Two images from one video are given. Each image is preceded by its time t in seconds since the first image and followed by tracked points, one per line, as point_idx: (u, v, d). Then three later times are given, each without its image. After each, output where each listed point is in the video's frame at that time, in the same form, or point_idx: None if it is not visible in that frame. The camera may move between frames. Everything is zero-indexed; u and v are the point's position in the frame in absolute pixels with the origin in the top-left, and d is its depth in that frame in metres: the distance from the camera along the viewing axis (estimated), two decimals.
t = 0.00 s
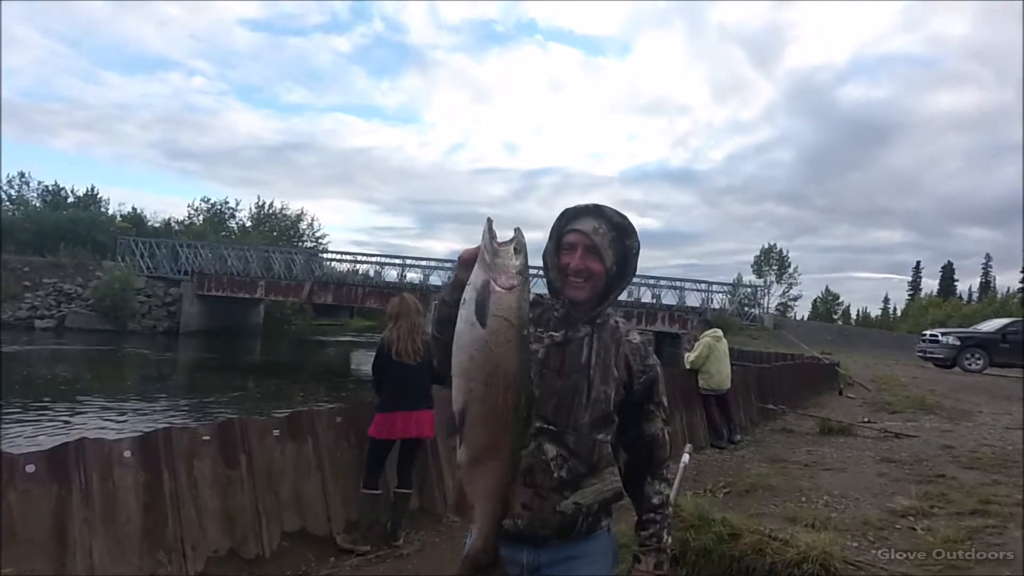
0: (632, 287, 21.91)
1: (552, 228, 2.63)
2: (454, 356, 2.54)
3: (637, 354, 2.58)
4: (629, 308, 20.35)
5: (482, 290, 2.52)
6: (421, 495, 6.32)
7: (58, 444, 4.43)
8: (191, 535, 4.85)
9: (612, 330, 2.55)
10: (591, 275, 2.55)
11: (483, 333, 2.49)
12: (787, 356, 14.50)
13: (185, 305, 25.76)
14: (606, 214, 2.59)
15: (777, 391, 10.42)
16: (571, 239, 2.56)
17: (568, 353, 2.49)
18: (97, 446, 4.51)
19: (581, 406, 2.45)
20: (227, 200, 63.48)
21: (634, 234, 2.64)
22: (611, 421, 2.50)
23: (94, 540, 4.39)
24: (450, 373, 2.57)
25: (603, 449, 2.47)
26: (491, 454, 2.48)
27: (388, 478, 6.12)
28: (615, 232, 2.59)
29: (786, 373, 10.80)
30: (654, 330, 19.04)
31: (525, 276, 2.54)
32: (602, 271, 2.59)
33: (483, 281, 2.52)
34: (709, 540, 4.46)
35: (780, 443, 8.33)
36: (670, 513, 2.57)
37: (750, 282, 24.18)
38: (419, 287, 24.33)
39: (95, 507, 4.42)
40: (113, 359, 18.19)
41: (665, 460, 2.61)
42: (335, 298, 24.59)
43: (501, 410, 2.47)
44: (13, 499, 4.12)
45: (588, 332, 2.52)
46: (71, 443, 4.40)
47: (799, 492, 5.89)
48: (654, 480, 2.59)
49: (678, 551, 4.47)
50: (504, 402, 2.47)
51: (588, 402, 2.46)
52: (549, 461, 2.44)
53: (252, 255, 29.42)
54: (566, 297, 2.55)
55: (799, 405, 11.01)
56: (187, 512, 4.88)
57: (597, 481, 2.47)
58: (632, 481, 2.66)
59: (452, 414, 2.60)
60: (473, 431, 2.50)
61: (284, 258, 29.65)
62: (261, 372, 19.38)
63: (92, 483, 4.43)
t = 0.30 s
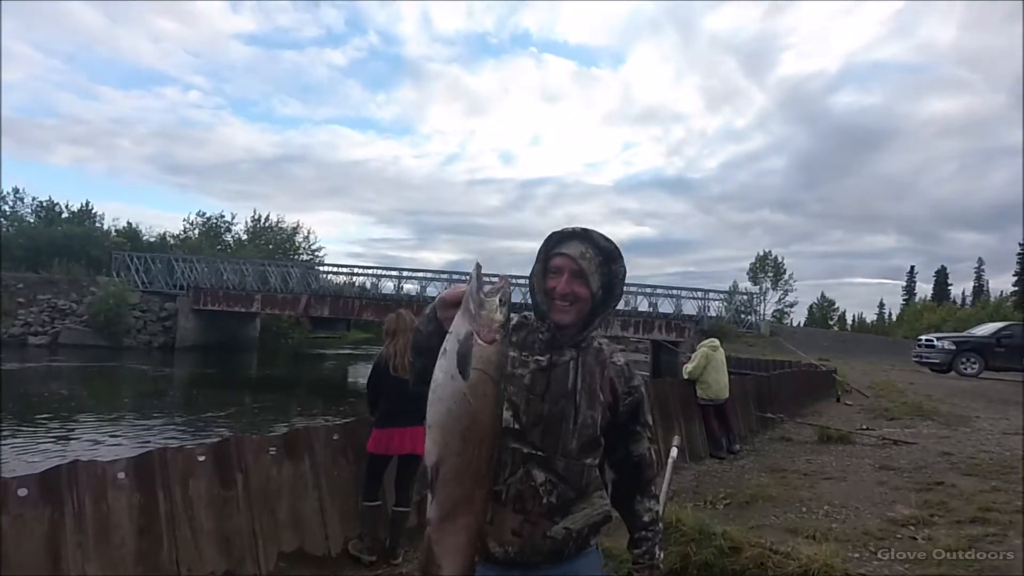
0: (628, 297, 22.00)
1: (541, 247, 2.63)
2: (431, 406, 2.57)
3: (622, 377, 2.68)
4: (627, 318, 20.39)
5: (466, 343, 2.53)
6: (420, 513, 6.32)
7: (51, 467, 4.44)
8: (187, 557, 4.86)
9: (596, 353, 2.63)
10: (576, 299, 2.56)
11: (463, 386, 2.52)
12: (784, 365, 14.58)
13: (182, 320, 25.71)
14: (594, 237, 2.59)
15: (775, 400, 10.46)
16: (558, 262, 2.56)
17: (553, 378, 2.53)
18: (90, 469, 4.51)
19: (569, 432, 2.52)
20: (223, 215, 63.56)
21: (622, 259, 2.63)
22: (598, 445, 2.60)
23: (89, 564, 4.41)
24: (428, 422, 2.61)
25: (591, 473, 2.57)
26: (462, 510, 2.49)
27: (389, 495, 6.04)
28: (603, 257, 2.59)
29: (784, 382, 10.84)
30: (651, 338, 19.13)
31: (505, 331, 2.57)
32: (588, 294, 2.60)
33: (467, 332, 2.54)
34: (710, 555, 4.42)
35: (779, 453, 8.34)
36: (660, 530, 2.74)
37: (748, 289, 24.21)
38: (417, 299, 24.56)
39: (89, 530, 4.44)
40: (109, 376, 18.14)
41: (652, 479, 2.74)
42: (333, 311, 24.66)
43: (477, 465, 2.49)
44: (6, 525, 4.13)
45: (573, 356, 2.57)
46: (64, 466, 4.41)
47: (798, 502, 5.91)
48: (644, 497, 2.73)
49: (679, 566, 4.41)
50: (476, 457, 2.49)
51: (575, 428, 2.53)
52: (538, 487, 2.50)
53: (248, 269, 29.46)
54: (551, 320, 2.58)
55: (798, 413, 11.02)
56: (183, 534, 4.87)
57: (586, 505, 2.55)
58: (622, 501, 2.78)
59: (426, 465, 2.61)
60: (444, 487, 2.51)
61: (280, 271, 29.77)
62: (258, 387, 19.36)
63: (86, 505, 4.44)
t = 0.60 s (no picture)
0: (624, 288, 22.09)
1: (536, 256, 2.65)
2: (426, 429, 2.68)
3: (612, 384, 2.72)
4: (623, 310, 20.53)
5: (456, 367, 2.67)
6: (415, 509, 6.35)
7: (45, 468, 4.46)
8: (185, 556, 4.88)
9: (587, 359, 2.68)
10: (567, 314, 2.58)
11: (456, 409, 2.66)
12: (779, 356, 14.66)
13: (177, 314, 25.74)
14: (592, 253, 2.62)
15: (770, 392, 10.51)
16: (552, 275, 2.58)
17: (542, 385, 2.56)
18: (85, 469, 4.54)
19: (557, 439, 2.56)
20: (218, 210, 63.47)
21: (619, 274, 2.67)
22: (586, 451, 2.64)
23: (85, 564, 4.43)
24: (418, 444, 2.71)
25: (579, 480, 2.61)
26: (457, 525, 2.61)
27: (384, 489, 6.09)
28: (599, 272, 2.62)
29: (779, 375, 10.89)
30: (647, 329, 19.23)
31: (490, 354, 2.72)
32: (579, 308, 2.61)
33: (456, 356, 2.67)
34: (705, 548, 4.50)
35: (774, 445, 8.38)
36: (651, 533, 2.78)
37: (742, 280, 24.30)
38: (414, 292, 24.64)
39: (85, 530, 4.46)
40: (105, 371, 18.16)
41: (642, 484, 2.78)
42: (329, 304, 24.79)
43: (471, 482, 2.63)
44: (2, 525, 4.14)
45: (561, 366, 2.60)
46: (58, 465, 4.43)
47: (792, 494, 5.95)
48: (634, 501, 2.78)
49: (674, 560, 4.50)
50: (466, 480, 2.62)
51: (564, 434, 2.56)
52: (526, 493, 2.52)
53: (244, 262, 29.48)
54: (541, 330, 2.59)
55: (793, 405, 11.09)
56: (180, 532, 4.90)
57: (575, 512, 2.59)
58: (613, 506, 2.83)
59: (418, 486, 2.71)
60: (441, 508, 2.61)
61: (275, 264, 29.88)
62: (255, 381, 19.43)
63: (81, 505, 4.46)
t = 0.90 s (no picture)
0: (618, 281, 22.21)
1: (529, 277, 2.64)
2: (423, 469, 2.68)
3: (604, 397, 2.73)
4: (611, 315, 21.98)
5: (451, 408, 2.68)
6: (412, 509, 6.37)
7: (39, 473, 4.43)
8: (181, 559, 4.92)
9: (578, 371, 2.71)
10: (559, 338, 2.60)
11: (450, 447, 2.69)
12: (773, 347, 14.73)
13: (172, 313, 25.75)
14: (591, 281, 2.59)
15: (765, 383, 10.56)
16: (545, 301, 2.59)
17: (529, 398, 2.62)
18: (79, 475, 4.53)
19: (545, 450, 2.63)
20: (212, 208, 63.47)
21: (618, 302, 2.65)
22: (574, 463, 2.71)
23: (82, 569, 4.44)
24: (415, 480, 2.70)
25: (569, 491, 2.69)
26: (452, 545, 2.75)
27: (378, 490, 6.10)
28: (596, 300, 2.60)
29: (774, 366, 10.94)
30: (642, 321, 19.32)
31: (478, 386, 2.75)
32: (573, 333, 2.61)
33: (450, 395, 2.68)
34: (700, 542, 4.56)
35: (769, 436, 8.42)
36: (645, 541, 2.82)
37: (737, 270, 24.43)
38: (407, 288, 24.80)
39: (81, 536, 4.46)
40: (101, 372, 18.18)
41: (636, 494, 2.82)
42: (324, 301, 24.90)
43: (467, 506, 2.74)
44: None
45: (551, 381, 2.65)
46: (52, 471, 4.41)
47: (787, 486, 5.98)
48: (628, 510, 2.82)
49: (670, 555, 4.57)
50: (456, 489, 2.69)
51: (551, 446, 2.63)
52: (515, 503, 2.61)
53: (237, 261, 29.47)
54: (530, 347, 2.65)
55: (787, 396, 11.15)
56: (176, 535, 4.92)
57: (564, 522, 2.69)
58: (606, 514, 2.87)
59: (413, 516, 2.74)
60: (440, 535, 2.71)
61: (268, 262, 29.83)
62: (251, 379, 19.48)
63: (76, 511, 4.46)
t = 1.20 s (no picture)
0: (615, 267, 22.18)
1: (521, 286, 2.61)
2: (427, 483, 2.63)
3: (595, 397, 2.79)
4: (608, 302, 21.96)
5: (451, 425, 2.66)
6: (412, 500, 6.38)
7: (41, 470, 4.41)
8: (184, 553, 4.91)
9: (571, 372, 2.74)
10: (552, 348, 2.60)
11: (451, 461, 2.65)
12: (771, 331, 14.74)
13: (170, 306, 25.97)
14: (584, 296, 2.58)
15: (763, 368, 10.55)
16: (538, 315, 2.58)
17: (521, 399, 2.63)
18: (81, 471, 4.51)
19: (537, 451, 2.67)
20: (206, 200, 63.01)
21: (611, 310, 2.65)
22: (567, 462, 2.75)
23: (86, 565, 4.44)
24: (418, 493, 2.65)
25: (561, 491, 2.74)
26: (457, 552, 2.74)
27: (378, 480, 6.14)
28: (589, 312, 2.60)
29: (772, 351, 10.94)
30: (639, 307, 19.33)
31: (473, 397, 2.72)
32: (565, 342, 2.62)
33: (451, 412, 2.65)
34: (698, 529, 4.57)
35: (768, 421, 8.40)
36: (639, 535, 2.87)
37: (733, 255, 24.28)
38: (405, 277, 24.82)
39: (84, 532, 4.46)
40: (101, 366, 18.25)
41: (631, 489, 2.86)
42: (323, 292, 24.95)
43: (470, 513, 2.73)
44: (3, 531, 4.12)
45: (542, 382, 2.66)
46: (53, 468, 4.38)
47: (785, 471, 5.98)
48: (622, 506, 2.86)
49: (668, 542, 4.57)
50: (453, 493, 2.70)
51: (545, 448, 2.68)
52: (508, 504, 2.65)
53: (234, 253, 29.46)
54: (522, 352, 2.65)
55: (785, 380, 11.16)
56: (178, 530, 4.93)
57: (556, 521, 2.73)
58: (600, 508, 2.91)
59: (417, 528, 2.72)
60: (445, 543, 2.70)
61: (267, 254, 29.99)
62: (251, 371, 19.54)
63: (78, 508, 4.44)
